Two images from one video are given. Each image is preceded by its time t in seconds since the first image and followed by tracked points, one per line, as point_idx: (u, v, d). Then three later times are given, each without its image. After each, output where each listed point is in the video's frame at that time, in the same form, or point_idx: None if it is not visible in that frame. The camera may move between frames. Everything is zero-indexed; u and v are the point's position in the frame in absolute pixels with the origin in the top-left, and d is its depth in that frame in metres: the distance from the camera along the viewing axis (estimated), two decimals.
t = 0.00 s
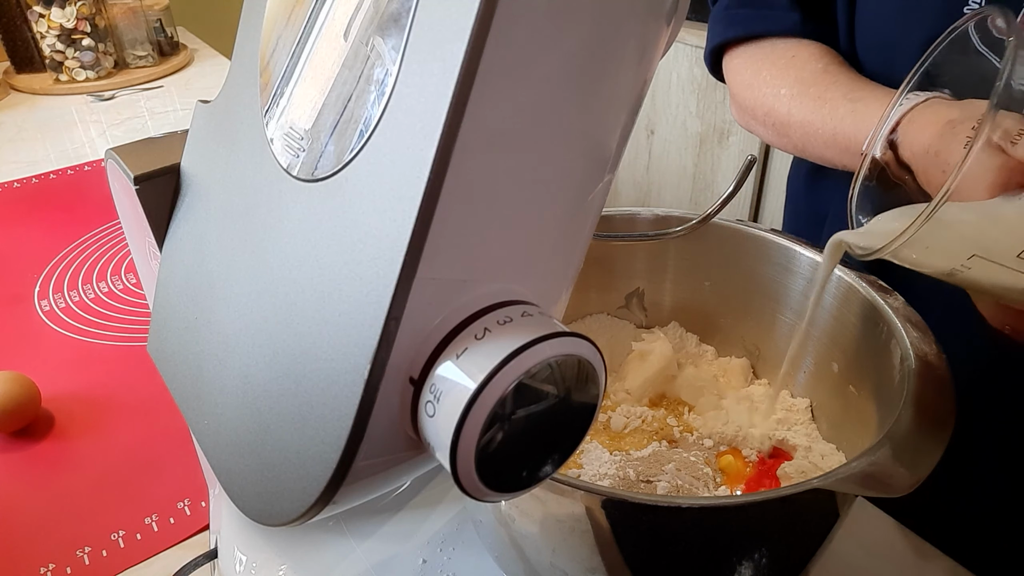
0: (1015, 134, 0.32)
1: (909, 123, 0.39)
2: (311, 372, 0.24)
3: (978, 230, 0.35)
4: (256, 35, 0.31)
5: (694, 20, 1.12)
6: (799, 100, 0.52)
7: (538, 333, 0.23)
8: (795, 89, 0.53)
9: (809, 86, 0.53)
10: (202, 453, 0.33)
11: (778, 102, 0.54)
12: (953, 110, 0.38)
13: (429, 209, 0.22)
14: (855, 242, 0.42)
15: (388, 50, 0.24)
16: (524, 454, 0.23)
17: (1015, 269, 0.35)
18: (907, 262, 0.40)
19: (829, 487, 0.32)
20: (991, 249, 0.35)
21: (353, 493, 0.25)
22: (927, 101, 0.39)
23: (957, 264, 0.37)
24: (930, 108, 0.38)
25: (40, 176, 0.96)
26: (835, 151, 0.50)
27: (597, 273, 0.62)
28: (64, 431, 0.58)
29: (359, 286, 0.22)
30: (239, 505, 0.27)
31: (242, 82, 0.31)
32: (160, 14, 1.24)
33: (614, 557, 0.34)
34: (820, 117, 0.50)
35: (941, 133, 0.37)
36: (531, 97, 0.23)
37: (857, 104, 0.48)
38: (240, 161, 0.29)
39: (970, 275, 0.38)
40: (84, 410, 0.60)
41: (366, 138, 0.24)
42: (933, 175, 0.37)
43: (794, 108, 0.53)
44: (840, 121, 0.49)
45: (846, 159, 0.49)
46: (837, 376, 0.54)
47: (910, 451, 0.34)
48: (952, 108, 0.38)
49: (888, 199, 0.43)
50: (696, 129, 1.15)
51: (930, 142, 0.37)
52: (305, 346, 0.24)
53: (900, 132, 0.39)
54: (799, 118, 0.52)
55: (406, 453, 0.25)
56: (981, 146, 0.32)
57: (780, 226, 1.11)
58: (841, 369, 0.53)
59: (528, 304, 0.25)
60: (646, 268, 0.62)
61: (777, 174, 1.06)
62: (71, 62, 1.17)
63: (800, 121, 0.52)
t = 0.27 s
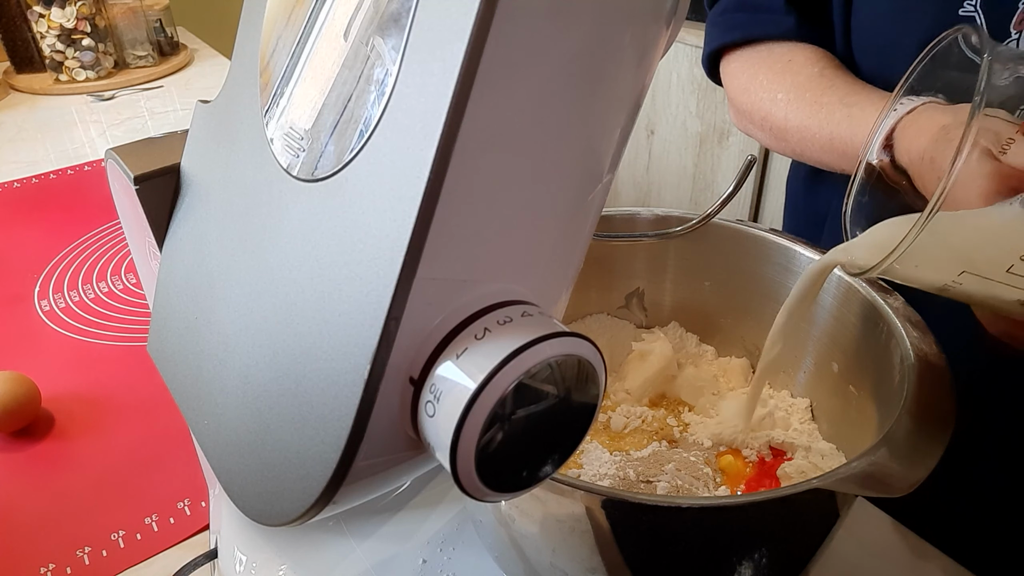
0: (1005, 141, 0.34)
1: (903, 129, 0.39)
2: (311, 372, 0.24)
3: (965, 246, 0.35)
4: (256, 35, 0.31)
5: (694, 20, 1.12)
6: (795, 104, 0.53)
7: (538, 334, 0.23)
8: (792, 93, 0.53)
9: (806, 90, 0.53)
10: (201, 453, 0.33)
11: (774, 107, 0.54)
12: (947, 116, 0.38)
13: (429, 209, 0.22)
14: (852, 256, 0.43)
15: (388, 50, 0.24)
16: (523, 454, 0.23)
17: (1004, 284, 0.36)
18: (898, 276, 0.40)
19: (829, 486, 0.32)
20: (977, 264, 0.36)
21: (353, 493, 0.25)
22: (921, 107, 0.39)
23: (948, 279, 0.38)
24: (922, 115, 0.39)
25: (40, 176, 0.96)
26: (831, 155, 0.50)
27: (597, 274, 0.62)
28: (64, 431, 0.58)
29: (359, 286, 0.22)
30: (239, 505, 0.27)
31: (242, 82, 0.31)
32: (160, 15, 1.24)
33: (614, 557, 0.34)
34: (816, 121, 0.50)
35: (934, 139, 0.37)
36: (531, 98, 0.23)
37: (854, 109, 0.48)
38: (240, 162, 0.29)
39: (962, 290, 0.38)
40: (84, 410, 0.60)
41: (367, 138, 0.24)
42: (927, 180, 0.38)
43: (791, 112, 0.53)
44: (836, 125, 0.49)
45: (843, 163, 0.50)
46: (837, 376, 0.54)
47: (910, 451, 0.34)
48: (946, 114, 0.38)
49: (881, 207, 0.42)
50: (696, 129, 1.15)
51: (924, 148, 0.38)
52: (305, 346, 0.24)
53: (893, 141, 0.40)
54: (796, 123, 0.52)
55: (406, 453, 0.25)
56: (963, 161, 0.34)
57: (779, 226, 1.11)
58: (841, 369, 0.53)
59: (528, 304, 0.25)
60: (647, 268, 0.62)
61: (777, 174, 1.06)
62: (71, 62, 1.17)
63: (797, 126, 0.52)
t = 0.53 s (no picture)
0: (998, 145, 0.35)
1: (900, 133, 0.40)
2: (311, 372, 0.24)
3: (956, 247, 0.35)
4: (256, 35, 0.31)
5: (693, 20, 1.12)
6: (792, 107, 0.53)
7: (538, 334, 0.23)
8: (788, 96, 0.53)
9: (803, 93, 0.53)
10: (201, 453, 0.33)
11: (771, 110, 0.54)
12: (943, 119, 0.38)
13: (429, 209, 0.22)
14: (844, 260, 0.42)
15: (388, 50, 0.24)
16: (523, 454, 0.23)
17: (996, 286, 0.36)
18: (892, 278, 0.40)
19: (829, 486, 0.32)
20: (968, 265, 0.36)
21: (353, 493, 0.25)
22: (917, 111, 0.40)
23: (940, 281, 0.38)
24: (917, 119, 0.39)
25: (40, 176, 0.96)
26: (827, 159, 0.50)
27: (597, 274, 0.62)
28: (64, 431, 0.58)
29: (359, 286, 0.22)
30: (239, 505, 0.27)
31: (242, 83, 0.31)
32: (160, 15, 1.24)
33: (614, 557, 0.34)
34: (811, 126, 0.50)
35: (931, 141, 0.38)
36: (531, 98, 0.23)
37: (850, 112, 0.48)
38: (240, 162, 0.29)
39: (954, 292, 0.38)
40: (84, 410, 0.60)
41: (367, 138, 0.24)
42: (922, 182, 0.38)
43: (787, 116, 0.53)
44: (833, 128, 0.49)
45: (839, 166, 0.50)
46: (837, 376, 0.54)
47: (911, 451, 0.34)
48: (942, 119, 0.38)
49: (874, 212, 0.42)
50: (696, 129, 1.15)
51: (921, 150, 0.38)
52: (305, 346, 0.24)
53: (889, 146, 0.40)
54: (792, 127, 0.52)
55: (407, 453, 0.25)
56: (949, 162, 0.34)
57: (779, 226, 1.11)
58: (841, 369, 0.53)
59: (528, 304, 0.25)
60: (647, 268, 0.62)
61: (777, 174, 1.06)
62: (71, 62, 1.17)
63: (794, 129, 0.52)
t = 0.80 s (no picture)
0: (998, 141, 0.35)
1: (902, 132, 0.40)
2: (310, 372, 0.24)
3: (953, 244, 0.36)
4: (256, 35, 0.31)
5: (693, 20, 1.12)
6: (793, 108, 0.53)
7: (538, 333, 0.23)
8: (789, 97, 0.53)
9: (803, 93, 0.53)
10: (201, 453, 0.33)
11: (772, 110, 0.54)
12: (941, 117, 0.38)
13: (429, 209, 0.22)
14: (844, 258, 0.42)
15: (388, 50, 0.24)
16: (523, 454, 0.23)
17: (996, 279, 0.36)
18: (890, 274, 0.40)
19: (829, 486, 0.32)
20: (965, 260, 0.36)
21: (353, 493, 0.25)
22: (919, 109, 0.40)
23: (940, 275, 0.38)
24: (919, 118, 0.39)
25: (40, 176, 0.96)
26: (828, 159, 0.50)
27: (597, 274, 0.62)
28: (64, 431, 0.58)
29: (359, 286, 0.22)
30: (239, 505, 0.27)
31: (242, 82, 0.31)
32: (160, 15, 1.24)
33: (614, 557, 0.34)
34: (813, 126, 0.50)
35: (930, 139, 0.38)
36: (531, 99, 0.23)
37: (850, 113, 0.48)
38: (240, 162, 0.29)
39: (954, 286, 0.38)
40: (84, 410, 0.60)
41: (367, 138, 0.24)
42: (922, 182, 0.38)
43: (788, 117, 0.53)
44: (834, 128, 0.49)
45: (840, 167, 0.50)
46: (838, 376, 0.54)
47: (910, 451, 0.34)
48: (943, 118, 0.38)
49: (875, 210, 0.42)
50: (696, 129, 1.15)
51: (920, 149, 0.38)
52: (305, 346, 0.24)
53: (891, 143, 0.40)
54: (793, 127, 0.52)
55: (406, 453, 0.25)
56: (942, 157, 0.35)
57: (779, 226, 1.11)
58: (841, 369, 0.53)
59: (528, 304, 0.25)
60: (646, 268, 0.62)
61: (777, 174, 1.06)
62: (71, 62, 1.17)
63: (795, 130, 0.52)
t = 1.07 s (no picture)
0: (998, 141, 0.35)
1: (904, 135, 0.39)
2: (310, 372, 0.24)
3: (946, 240, 0.36)
4: (256, 35, 0.31)
5: (694, 20, 1.12)
6: (795, 109, 0.52)
7: (538, 334, 0.23)
8: (792, 98, 0.53)
9: (806, 95, 0.53)
10: (201, 453, 0.33)
11: (775, 112, 0.54)
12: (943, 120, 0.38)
13: (429, 210, 0.22)
14: (843, 260, 0.43)
15: (388, 50, 0.24)
16: (523, 454, 0.23)
17: (991, 274, 0.36)
18: (889, 274, 0.40)
19: (830, 486, 0.32)
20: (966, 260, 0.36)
21: (353, 493, 0.25)
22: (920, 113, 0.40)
23: (934, 273, 0.38)
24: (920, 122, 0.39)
25: (40, 176, 0.96)
26: (831, 160, 0.50)
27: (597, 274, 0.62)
28: (64, 432, 0.58)
29: (360, 286, 0.22)
30: (239, 505, 0.27)
31: (242, 82, 0.31)
32: (160, 15, 1.24)
33: (613, 557, 0.34)
34: (816, 127, 0.50)
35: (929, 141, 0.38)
36: (531, 99, 0.23)
37: (853, 115, 0.48)
38: (240, 162, 0.29)
39: (949, 282, 0.38)
40: (84, 410, 0.60)
41: (366, 138, 0.24)
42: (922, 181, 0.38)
43: (790, 118, 0.53)
44: (837, 130, 0.49)
45: (844, 168, 0.49)
46: (838, 376, 0.54)
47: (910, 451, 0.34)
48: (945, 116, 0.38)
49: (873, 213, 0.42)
50: (696, 129, 1.15)
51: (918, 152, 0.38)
52: (305, 346, 0.24)
53: (894, 146, 0.40)
54: (796, 129, 0.52)
55: (406, 453, 0.25)
56: (930, 154, 0.36)
57: (779, 226, 1.11)
58: (841, 369, 0.53)
59: (528, 304, 0.25)
60: (646, 268, 0.62)
61: (777, 174, 1.06)
62: (71, 62, 1.17)
63: (798, 132, 0.52)
